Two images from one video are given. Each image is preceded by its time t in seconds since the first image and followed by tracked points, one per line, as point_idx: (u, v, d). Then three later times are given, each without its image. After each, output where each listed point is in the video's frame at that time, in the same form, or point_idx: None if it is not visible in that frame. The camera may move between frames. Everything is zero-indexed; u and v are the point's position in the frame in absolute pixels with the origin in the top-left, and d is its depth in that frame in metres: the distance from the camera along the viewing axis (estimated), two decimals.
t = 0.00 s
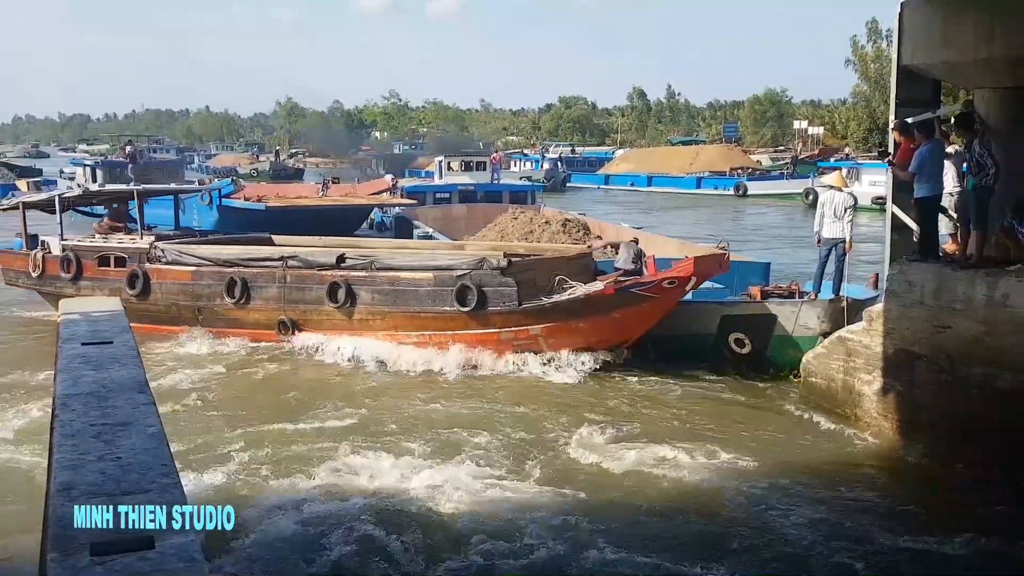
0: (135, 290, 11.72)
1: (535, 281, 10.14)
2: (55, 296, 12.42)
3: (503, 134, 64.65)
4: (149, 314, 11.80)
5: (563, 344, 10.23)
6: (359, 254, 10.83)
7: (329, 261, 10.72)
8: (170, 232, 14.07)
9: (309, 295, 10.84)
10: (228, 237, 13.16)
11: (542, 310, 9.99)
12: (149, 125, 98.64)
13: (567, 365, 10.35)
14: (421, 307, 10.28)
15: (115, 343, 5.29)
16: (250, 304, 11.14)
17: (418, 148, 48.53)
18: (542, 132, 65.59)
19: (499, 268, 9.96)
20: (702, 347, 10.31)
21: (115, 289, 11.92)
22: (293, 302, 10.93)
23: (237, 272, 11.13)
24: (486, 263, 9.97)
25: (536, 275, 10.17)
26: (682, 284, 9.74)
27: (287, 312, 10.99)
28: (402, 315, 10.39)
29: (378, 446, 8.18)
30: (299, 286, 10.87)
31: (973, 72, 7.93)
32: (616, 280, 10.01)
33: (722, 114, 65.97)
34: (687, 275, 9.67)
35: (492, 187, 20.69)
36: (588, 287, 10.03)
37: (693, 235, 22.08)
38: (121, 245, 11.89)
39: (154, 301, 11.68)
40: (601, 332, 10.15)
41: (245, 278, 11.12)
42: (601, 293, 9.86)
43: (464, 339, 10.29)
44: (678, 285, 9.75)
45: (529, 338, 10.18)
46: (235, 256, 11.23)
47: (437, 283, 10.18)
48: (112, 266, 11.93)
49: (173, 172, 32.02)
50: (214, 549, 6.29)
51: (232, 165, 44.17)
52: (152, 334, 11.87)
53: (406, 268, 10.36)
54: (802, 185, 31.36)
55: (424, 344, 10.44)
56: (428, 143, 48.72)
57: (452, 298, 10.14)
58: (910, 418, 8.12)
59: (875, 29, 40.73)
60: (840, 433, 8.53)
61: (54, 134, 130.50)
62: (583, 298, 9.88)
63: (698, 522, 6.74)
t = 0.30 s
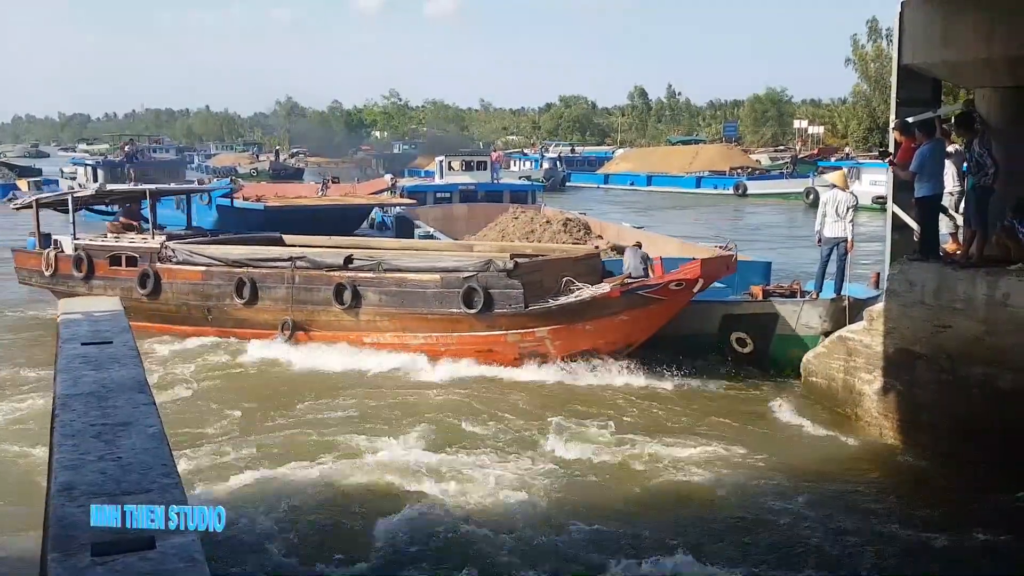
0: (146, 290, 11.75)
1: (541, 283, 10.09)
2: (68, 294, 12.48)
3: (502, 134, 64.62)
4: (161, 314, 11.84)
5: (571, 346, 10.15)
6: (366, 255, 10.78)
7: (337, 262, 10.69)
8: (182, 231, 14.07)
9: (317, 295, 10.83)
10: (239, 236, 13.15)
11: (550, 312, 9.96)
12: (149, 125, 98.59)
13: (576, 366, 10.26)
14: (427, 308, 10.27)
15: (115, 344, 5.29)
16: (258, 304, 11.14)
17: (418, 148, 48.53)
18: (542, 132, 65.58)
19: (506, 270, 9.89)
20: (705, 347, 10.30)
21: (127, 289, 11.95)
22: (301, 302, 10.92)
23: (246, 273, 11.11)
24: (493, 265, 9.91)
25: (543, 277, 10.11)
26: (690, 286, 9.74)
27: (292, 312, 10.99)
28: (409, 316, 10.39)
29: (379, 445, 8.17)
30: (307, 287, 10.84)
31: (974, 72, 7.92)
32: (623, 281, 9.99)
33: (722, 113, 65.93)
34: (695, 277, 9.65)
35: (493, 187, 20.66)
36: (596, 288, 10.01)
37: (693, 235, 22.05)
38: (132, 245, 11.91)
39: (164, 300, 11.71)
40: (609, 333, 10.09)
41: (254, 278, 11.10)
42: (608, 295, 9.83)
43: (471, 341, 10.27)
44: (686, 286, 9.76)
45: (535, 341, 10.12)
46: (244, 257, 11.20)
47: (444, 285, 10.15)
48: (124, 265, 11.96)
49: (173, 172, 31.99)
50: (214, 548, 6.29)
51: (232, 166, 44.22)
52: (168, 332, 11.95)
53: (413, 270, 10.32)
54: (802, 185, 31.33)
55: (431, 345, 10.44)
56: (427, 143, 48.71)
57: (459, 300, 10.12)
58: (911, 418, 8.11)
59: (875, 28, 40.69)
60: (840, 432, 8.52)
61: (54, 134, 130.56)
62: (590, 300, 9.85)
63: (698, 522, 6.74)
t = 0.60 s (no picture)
0: (156, 290, 11.78)
1: (548, 284, 10.06)
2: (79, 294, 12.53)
3: (502, 134, 64.62)
4: (171, 314, 11.87)
5: (577, 346, 10.13)
6: (373, 255, 10.79)
7: (344, 262, 10.69)
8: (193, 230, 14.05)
9: (325, 296, 10.80)
10: (249, 236, 13.18)
11: (555, 312, 9.93)
12: (149, 125, 98.59)
13: (582, 365, 10.27)
14: (432, 308, 10.24)
15: (114, 343, 5.28)
16: (267, 304, 11.13)
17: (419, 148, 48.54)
18: (542, 132, 65.57)
19: (511, 270, 9.85)
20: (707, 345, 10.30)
21: (138, 289, 11.99)
22: (310, 303, 10.90)
23: (255, 273, 11.11)
24: (499, 265, 9.87)
25: (549, 279, 10.08)
26: (695, 286, 9.75)
27: (298, 313, 11.00)
28: (415, 316, 10.38)
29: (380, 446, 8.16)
30: (314, 287, 10.83)
31: (975, 72, 7.92)
32: (628, 282, 9.96)
33: (722, 113, 65.90)
34: (700, 276, 9.65)
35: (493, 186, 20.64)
36: (601, 288, 9.97)
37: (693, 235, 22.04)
38: (143, 245, 11.93)
39: (174, 300, 11.73)
40: (615, 334, 10.05)
41: (262, 279, 11.09)
42: (613, 295, 9.78)
43: (477, 341, 10.28)
44: (691, 286, 9.76)
45: (540, 341, 10.12)
46: (253, 257, 11.19)
47: (450, 285, 10.09)
48: (135, 265, 12.01)
49: (173, 171, 31.97)
50: (212, 550, 6.27)
51: (232, 165, 44.20)
52: (178, 332, 11.96)
53: (419, 270, 10.31)
54: (802, 184, 31.28)
55: (437, 346, 10.44)
56: (427, 143, 48.69)
57: (464, 300, 10.08)
58: (911, 418, 8.10)
59: (875, 28, 40.64)
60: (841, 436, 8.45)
61: (54, 133, 130.60)
62: (595, 300, 9.83)
63: (699, 522, 6.74)
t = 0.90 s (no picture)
0: (166, 289, 11.81)
1: (553, 284, 10.06)
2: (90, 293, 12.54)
3: (502, 134, 64.59)
4: (181, 313, 11.87)
5: (582, 347, 10.12)
6: (379, 254, 10.77)
7: (350, 262, 10.69)
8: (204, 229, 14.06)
9: (332, 296, 10.83)
10: (259, 236, 13.18)
11: (561, 314, 9.90)
12: (149, 125, 98.42)
13: (587, 365, 10.29)
14: (439, 308, 10.27)
15: (113, 343, 5.27)
16: (275, 304, 11.14)
17: (419, 147, 48.49)
18: (541, 131, 65.53)
19: (516, 270, 9.87)
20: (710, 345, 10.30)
21: (149, 289, 12.01)
22: (317, 302, 10.93)
23: (263, 273, 11.11)
24: (504, 265, 9.88)
25: (555, 278, 10.09)
26: (701, 286, 9.70)
27: (307, 312, 11.03)
28: (421, 316, 10.40)
29: (382, 446, 8.15)
30: (322, 287, 10.85)
31: (975, 72, 7.91)
32: (634, 282, 9.92)
33: (722, 113, 65.88)
34: (705, 276, 9.62)
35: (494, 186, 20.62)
36: (606, 288, 9.94)
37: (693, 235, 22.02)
38: (153, 244, 11.93)
39: (183, 300, 11.75)
40: (621, 334, 10.02)
41: (270, 279, 11.10)
42: (619, 296, 9.74)
43: (483, 341, 10.30)
44: (697, 286, 9.71)
45: (546, 341, 10.11)
46: (261, 257, 11.18)
47: (455, 285, 10.13)
48: (145, 265, 12.02)
49: (172, 171, 31.93)
50: (212, 548, 6.28)
51: (232, 165, 44.17)
52: (187, 332, 11.99)
53: (425, 270, 10.32)
54: (802, 184, 31.24)
55: (444, 345, 10.47)
56: (427, 143, 48.65)
57: (470, 300, 10.11)
58: (911, 418, 8.10)
59: (875, 28, 40.60)
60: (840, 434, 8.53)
61: (53, 133, 130.62)
62: (600, 301, 9.78)
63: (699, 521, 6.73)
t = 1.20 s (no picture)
0: (175, 289, 11.83)
1: (558, 284, 10.12)
2: (101, 293, 12.61)
3: (502, 134, 64.60)
4: (191, 313, 11.89)
5: (588, 347, 10.10)
6: (385, 254, 10.76)
7: (356, 262, 10.67)
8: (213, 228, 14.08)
9: (337, 295, 10.81)
10: (269, 236, 13.16)
11: (566, 313, 9.87)
12: (149, 124, 98.42)
13: (592, 365, 10.25)
14: (444, 308, 10.25)
15: (111, 344, 5.24)
16: (281, 304, 11.16)
17: (419, 147, 48.48)
18: (541, 131, 65.50)
19: (521, 270, 9.86)
20: (711, 346, 10.28)
21: (157, 289, 12.03)
22: (325, 301, 10.91)
23: (270, 273, 11.12)
24: (508, 265, 9.86)
25: (560, 278, 10.15)
26: (706, 286, 9.67)
27: (316, 311, 10.99)
28: (426, 316, 10.38)
29: (383, 446, 8.13)
30: (328, 286, 10.83)
31: (975, 71, 7.89)
32: (638, 282, 9.90)
33: (722, 112, 65.80)
34: (711, 277, 9.58)
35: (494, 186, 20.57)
36: (611, 288, 9.92)
37: (693, 234, 21.99)
38: (162, 243, 11.95)
39: (192, 299, 11.78)
40: (625, 334, 10.00)
41: (277, 278, 11.12)
42: (624, 296, 9.72)
43: (487, 341, 10.27)
44: (702, 286, 9.68)
45: (551, 341, 10.08)
46: (268, 256, 11.17)
47: (461, 284, 10.11)
48: (153, 264, 12.03)
49: (173, 170, 31.92)
50: (211, 549, 6.26)
51: (232, 165, 44.14)
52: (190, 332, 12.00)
53: (429, 270, 10.31)
54: (802, 184, 31.19)
55: (449, 345, 10.44)
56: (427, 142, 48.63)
57: (474, 300, 10.09)
58: (912, 419, 8.08)
59: (875, 27, 40.56)
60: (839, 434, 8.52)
61: (53, 133, 130.74)
62: (605, 301, 9.78)
63: (700, 522, 6.70)
